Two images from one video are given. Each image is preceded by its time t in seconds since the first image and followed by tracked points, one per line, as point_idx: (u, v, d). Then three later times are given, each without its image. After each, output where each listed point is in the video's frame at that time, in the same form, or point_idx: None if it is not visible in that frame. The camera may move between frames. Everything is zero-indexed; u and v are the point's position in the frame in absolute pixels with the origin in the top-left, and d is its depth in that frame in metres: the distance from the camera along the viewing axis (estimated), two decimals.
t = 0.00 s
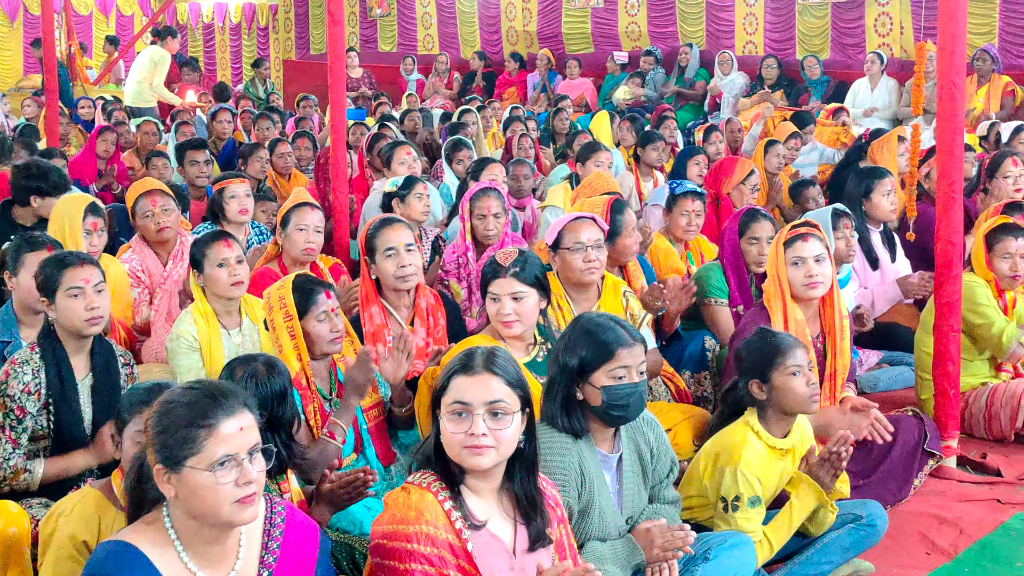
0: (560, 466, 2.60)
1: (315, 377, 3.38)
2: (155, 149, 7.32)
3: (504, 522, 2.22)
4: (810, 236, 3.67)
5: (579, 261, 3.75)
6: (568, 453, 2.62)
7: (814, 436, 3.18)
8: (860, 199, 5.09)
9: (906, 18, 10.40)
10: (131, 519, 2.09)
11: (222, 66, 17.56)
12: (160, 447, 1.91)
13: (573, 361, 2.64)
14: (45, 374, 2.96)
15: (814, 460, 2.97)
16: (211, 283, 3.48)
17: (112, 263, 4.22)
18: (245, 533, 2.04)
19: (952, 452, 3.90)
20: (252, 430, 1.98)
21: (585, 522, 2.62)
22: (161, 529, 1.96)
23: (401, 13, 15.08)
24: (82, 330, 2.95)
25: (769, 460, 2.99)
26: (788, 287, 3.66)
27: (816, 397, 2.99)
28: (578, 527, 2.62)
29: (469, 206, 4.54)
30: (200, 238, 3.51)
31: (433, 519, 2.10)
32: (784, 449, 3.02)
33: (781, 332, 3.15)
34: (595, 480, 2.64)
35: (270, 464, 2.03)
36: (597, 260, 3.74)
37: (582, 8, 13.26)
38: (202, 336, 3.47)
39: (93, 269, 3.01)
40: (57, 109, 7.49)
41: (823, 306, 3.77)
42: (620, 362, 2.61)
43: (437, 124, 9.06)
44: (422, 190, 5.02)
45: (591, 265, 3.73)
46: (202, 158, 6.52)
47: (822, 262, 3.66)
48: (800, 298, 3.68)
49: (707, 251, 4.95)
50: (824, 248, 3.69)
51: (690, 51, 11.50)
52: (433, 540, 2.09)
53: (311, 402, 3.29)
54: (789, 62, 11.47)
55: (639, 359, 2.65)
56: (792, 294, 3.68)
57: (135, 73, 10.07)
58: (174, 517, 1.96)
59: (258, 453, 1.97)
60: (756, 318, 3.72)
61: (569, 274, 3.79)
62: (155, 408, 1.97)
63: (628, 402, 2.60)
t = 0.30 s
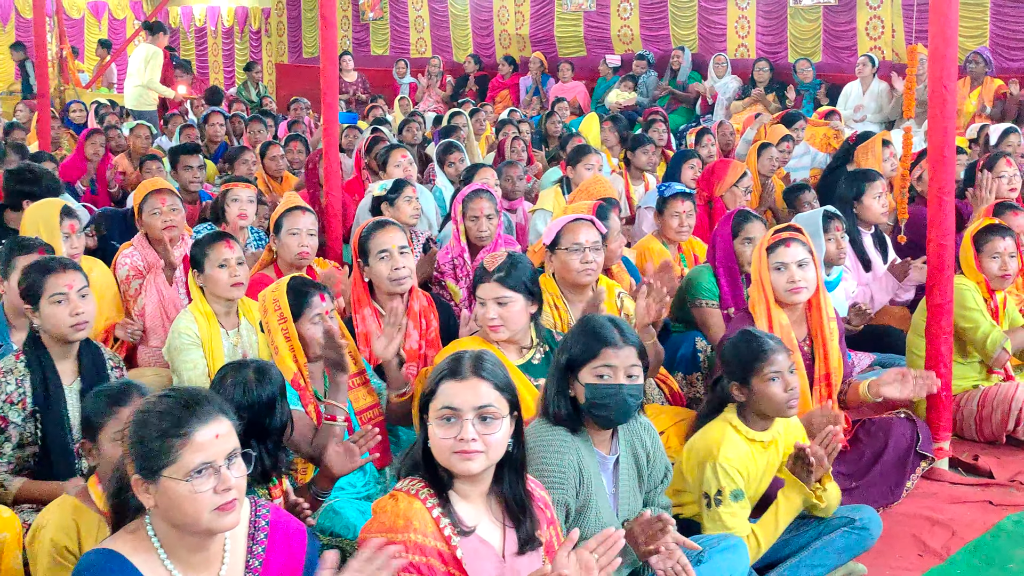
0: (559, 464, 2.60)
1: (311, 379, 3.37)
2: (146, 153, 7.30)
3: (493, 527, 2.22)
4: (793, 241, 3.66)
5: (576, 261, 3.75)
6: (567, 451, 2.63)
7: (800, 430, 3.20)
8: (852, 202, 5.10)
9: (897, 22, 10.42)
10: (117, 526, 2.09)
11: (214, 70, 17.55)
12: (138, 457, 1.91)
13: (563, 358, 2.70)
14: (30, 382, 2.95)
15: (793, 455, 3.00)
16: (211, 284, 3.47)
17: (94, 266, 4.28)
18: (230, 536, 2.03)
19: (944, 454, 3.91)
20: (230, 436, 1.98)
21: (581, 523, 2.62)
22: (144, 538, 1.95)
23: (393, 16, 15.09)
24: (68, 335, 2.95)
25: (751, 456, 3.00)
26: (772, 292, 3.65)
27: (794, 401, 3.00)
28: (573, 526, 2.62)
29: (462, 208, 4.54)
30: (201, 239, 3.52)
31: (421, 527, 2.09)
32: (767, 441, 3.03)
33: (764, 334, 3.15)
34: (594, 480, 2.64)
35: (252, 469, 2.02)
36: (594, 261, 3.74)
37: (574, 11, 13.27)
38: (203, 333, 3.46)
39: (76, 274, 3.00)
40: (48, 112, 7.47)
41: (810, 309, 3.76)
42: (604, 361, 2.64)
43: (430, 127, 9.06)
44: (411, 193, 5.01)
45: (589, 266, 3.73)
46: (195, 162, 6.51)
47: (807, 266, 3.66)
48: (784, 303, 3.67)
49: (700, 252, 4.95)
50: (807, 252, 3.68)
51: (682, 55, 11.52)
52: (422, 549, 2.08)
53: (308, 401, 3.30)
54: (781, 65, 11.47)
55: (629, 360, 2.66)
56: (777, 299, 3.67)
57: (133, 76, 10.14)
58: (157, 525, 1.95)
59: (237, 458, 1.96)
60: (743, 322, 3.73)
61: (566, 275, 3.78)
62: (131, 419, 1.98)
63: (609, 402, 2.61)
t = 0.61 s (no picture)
0: (559, 462, 2.60)
1: (304, 382, 3.37)
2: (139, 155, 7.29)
3: (482, 532, 2.21)
4: (780, 245, 3.64)
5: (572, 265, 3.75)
6: (567, 450, 2.62)
7: (779, 429, 3.19)
8: (846, 205, 5.10)
9: (890, 25, 10.44)
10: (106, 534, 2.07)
11: (208, 73, 17.55)
12: (128, 466, 1.90)
13: (563, 357, 2.72)
14: (16, 388, 2.95)
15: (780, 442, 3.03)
16: (212, 285, 3.46)
17: (82, 267, 4.27)
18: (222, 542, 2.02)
19: (938, 456, 3.93)
20: (220, 443, 1.97)
21: (581, 520, 2.62)
22: (135, 545, 1.95)
23: (387, 19, 15.09)
24: (52, 340, 2.94)
25: (736, 451, 3.00)
26: (761, 297, 3.66)
27: (767, 406, 2.97)
28: (572, 526, 2.62)
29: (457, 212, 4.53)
30: (202, 241, 3.51)
31: (408, 536, 2.10)
32: (750, 437, 3.02)
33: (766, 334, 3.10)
34: (591, 480, 2.64)
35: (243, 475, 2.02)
36: (590, 264, 3.74)
37: (568, 15, 13.29)
38: (200, 335, 3.45)
39: (60, 278, 2.98)
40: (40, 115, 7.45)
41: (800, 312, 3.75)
42: (601, 363, 2.64)
43: (424, 130, 9.06)
44: (402, 197, 5.00)
45: (585, 270, 3.73)
46: (188, 164, 6.50)
47: (796, 270, 3.65)
48: (774, 307, 3.67)
49: (694, 256, 4.96)
50: (795, 256, 3.66)
51: (676, 58, 11.54)
52: (410, 558, 2.09)
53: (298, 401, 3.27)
54: (774, 69, 11.50)
55: (627, 362, 2.65)
56: (766, 304, 3.67)
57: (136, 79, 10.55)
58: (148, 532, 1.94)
59: (228, 466, 1.96)
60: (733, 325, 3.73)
61: (561, 278, 3.78)
62: (120, 425, 1.96)
63: (604, 404, 2.61)
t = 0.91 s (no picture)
0: (553, 464, 2.58)
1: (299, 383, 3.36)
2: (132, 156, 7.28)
3: (472, 535, 2.21)
4: (755, 244, 3.61)
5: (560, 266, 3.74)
6: (560, 451, 2.61)
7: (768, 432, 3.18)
8: (840, 205, 5.10)
9: (883, 26, 10.44)
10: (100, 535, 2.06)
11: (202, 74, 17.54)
12: (125, 463, 1.90)
13: (556, 358, 2.72)
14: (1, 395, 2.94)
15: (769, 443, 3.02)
16: (202, 287, 3.44)
17: (77, 270, 4.25)
18: (218, 541, 2.02)
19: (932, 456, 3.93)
20: (217, 440, 1.97)
21: (574, 521, 2.62)
22: (131, 543, 1.94)
23: (381, 20, 15.09)
24: (44, 344, 2.94)
25: (722, 455, 2.99)
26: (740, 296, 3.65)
27: (750, 407, 2.97)
28: (565, 526, 2.62)
29: (450, 212, 4.54)
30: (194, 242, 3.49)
31: (397, 541, 2.08)
32: (735, 438, 3.03)
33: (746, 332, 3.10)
34: (585, 480, 2.63)
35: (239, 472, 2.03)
36: (579, 264, 3.74)
37: (562, 15, 13.28)
38: (193, 335, 3.45)
39: (50, 282, 2.97)
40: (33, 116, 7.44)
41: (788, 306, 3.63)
42: (591, 364, 2.64)
43: (418, 131, 9.05)
44: (395, 197, 4.99)
45: (573, 270, 3.73)
46: (182, 166, 6.49)
47: (768, 273, 3.57)
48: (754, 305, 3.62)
49: (687, 255, 4.96)
50: (773, 255, 3.57)
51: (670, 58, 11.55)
52: (399, 562, 2.07)
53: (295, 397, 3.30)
54: (768, 69, 11.50)
55: (617, 365, 2.64)
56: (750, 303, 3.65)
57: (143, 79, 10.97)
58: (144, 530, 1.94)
59: (225, 463, 1.96)
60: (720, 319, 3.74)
61: (549, 279, 3.77)
62: (117, 422, 1.96)
63: (593, 407, 2.62)
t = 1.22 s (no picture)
0: (535, 462, 2.59)
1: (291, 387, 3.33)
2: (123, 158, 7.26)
3: (463, 537, 2.21)
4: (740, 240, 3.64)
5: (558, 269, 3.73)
6: (542, 451, 2.61)
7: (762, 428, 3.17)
8: (832, 207, 5.10)
9: (874, 28, 10.47)
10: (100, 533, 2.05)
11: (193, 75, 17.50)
12: (131, 457, 1.89)
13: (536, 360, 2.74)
14: None
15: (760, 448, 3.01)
16: (187, 292, 3.44)
17: (79, 273, 4.29)
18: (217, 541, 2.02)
19: (923, 456, 3.93)
20: (223, 437, 1.98)
21: (560, 522, 2.62)
22: (131, 540, 1.93)
23: (373, 22, 15.09)
24: (29, 348, 2.93)
25: (711, 462, 2.98)
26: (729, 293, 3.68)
27: (734, 415, 2.94)
28: (551, 526, 2.62)
29: (442, 214, 4.52)
30: (174, 247, 3.48)
31: (388, 544, 2.09)
32: (727, 440, 3.01)
33: (723, 334, 3.06)
34: (570, 479, 2.64)
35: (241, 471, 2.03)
36: (575, 267, 3.74)
37: (553, 16, 13.28)
38: (178, 344, 3.44)
39: (34, 285, 2.95)
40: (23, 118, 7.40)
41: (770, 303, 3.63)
42: (558, 365, 2.65)
43: (409, 133, 9.04)
44: (389, 199, 4.99)
45: (570, 273, 3.73)
46: (173, 168, 6.47)
47: (750, 269, 3.58)
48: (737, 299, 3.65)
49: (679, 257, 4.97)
50: (757, 254, 3.58)
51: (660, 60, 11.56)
52: (390, 565, 2.08)
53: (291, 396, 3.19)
54: (759, 71, 11.52)
55: (585, 365, 2.61)
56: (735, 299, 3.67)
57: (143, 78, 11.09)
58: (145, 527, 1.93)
59: (229, 460, 1.97)
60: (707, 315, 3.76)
61: (544, 282, 3.75)
62: (122, 418, 1.95)
63: (558, 406, 2.61)
